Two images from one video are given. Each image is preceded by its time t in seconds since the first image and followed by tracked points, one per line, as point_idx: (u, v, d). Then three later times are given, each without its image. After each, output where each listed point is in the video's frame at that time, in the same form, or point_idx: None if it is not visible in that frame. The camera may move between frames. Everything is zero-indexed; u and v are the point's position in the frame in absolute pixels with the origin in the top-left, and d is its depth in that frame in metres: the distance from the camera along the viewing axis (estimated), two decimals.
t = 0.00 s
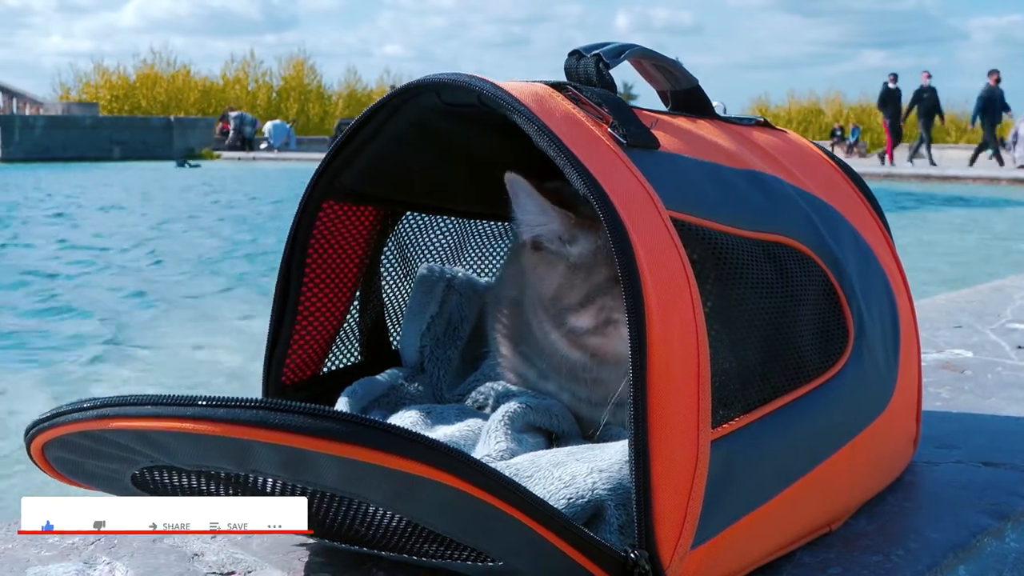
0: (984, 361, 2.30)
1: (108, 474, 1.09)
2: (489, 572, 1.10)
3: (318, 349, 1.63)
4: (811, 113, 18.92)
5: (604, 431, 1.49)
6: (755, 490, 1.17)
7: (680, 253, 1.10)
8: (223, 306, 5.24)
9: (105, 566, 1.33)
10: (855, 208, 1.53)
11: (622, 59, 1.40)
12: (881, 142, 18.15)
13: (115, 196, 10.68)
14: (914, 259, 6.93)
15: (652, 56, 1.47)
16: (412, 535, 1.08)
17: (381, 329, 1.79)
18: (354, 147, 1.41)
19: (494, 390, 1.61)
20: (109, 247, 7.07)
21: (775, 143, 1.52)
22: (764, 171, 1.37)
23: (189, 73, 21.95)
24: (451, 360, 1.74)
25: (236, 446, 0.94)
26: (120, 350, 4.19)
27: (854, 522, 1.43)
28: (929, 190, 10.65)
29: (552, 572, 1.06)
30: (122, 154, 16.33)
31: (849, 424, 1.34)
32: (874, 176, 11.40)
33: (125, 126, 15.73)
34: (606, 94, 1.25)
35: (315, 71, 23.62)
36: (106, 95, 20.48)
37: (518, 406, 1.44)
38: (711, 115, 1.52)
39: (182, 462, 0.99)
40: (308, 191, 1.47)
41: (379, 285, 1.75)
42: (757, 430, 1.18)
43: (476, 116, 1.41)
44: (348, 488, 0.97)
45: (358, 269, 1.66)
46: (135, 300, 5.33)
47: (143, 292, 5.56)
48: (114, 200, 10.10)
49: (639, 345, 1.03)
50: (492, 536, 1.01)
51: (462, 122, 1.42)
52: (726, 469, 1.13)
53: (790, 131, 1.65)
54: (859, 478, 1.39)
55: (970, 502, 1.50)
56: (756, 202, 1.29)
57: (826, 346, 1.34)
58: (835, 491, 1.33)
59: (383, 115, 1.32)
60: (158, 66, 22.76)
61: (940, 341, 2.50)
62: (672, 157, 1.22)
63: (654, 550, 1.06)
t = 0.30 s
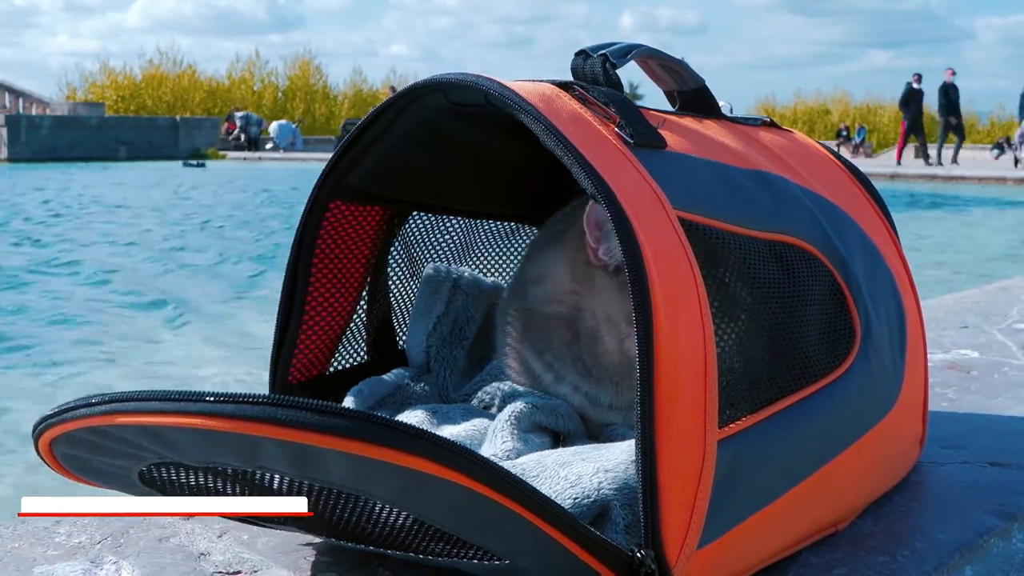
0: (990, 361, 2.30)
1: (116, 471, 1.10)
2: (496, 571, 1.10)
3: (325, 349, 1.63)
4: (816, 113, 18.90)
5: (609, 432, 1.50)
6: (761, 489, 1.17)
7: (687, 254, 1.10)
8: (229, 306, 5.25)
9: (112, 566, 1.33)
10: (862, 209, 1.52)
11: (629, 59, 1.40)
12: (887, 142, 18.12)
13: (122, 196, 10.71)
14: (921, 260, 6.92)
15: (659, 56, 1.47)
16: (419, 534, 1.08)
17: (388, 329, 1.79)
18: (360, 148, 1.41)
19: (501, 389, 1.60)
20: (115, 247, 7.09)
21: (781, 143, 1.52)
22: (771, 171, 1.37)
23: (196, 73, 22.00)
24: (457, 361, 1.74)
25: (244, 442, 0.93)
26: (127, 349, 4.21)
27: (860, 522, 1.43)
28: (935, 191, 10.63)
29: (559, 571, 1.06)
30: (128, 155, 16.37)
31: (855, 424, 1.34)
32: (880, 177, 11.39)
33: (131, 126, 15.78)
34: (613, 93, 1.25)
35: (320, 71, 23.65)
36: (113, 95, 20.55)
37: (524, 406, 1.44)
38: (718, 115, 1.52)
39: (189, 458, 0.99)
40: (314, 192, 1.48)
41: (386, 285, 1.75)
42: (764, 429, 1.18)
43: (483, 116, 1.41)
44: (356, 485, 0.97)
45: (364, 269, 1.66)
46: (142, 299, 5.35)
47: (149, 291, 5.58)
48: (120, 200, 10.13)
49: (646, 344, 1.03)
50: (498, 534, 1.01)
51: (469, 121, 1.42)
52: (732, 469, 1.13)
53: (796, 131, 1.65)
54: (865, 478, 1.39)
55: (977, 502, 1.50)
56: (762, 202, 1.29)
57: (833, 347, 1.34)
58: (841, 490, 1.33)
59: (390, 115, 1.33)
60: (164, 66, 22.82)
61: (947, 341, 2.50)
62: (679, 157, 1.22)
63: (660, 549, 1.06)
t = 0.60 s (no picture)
0: (996, 361, 2.29)
1: (124, 462, 1.09)
2: (502, 569, 1.10)
3: (331, 348, 1.63)
4: (821, 112, 18.88)
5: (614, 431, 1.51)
6: (768, 490, 1.17)
7: (693, 252, 1.10)
8: (234, 305, 5.26)
9: (118, 565, 1.33)
10: (867, 209, 1.52)
11: (634, 59, 1.40)
12: (892, 142, 18.09)
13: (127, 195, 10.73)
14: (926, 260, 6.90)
15: (664, 57, 1.47)
16: (425, 531, 1.08)
17: (394, 329, 1.79)
18: (366, 148, 1.42)
19: (506, 390, 1.61)
20: (121, 246, 7.10)
21: (787, 143, 1.52)
22: (777, 171, 1.37)
23: (201, 73, 22.04)
24: (462, 361, 1.74)
25: (253, 434, 0.93)
26: (134, 348, 4.22)
27: (866, 523, 1.43)
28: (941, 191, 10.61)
29: (565, 569, 1.06)
30: (134, 154, 16.41)
31: (861, 425, 1.33)
32: (885, 176, 11.39)
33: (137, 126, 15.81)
34: (619, 94, 1.25)
35: (326, 71, 23.67)
36: (119, 95, 20.60)
37: (529, 406, 1.44)
38: (723, 115, 1.52)
39: (198, 448, 0.99)
40: (320, 192, 1.49)
41: (392, 284, 1.75)
42: (770, 429, 1.18)
43: (490, 116, 1.41)
44: (363, 479, 0.97)
45: (370, 267, 1.66)
46: (147, 299, 5.36)
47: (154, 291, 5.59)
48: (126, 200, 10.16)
49: (652, 343, 1.03)
50: (504, 530, 1.01)
51: (476, 121, 1.42)
52: (738, 469, 1.13)
53: (801, 131, 1.65)
54: (870, 478, 1.38)
55: (982, 503, 1.50)
56: (768, 202, 1.29)
57: (839, 347, 1.34)
58: (847, 490, 1.33)
59: (396, 115, 1.33)
60: (170, 66, 22.87)
61: (952, 342, 2.50)
62: (685, 156, 1.22)
63: (666, 549, 1.06)
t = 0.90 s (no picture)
0: (1002, 362, 2.29)
1: (134, 450, 1.08)
2: (509, 565, 1.10)
3: (338, 347, 1.63)
4: (827, 113, 18.86)
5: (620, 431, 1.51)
6: (774, 489, 1.17)
7: (700, 250, 1.10)
8: (240, 305, 5.27)
9: (124, 565, 1.33)
10: (874, 208, 1.52)
11: (642, 59, 1.40)
12: (898, 143, 18.06)
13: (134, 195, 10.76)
14: (934, 262, 6.89)
15: (672, 57, 1.47)
16: (433, 524, 1.08)
17: (400, 329, 1.79)
18: (375, 147, 1.42)
19: (512, 389, 1.60)
20: (128, 246, 7.13)
21: (794, 142, 1.52)
22: (784, 171, 1.37)
23: (208, 74, 22.10)
24: (468, 360, 1.74)
25: (265, 418, 0.93)
26: (140, 348, 4.23)
27: (872, 523, 1.43)
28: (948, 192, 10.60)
29: (573, 565, 1.06)
30: (140, 155, 16.45)
31: (868, 425, 1.33)
32: (891, 177, 11.39)
33: (143, 126, 15.86)
34: (627, 93, 1.25)
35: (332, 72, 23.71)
36: (125, 95, 20.67)
37: (535, 406, 1.44)
38: (730, 115, 1.52)
39: (209, 434, 0.98)
40: (328, 191, 1.49)
41: (398, 283, 1.75)
42: (778, 428, 1.18)
43: (497, 116, 1.41)
44: (373, 467, 0.97)
45: (378, 265, 1.66)
46: (154, 298, 5.38)
47: (161, 290, 5.61)
48: (132, 200, 10.19)
49: (659, 340, 1.03)
50: (512, 522, 1.01)
51: (483, 121, 1.42)
52: (745, 468, 1.13)
53: (808, 131, 1.65)
54: (877, 478, 1.38)
55: (989, 503, 1.50)
56: (776, 201, 1.29)
57: (847, 346, 1.34)
58: (853, 491, 1.32)
59: (403, 114, 1.33)
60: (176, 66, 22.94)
61: (959, 342, 2.49)
62: (693, 155, 1.23)
63: (673, 548, 1.06)
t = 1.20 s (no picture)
0: (1009, 363, 2.28)
1: (139, 452, 1.08)
2: (515, 565, 1.10)
3: (343, 347, 1.64)
4: (832, 113, 18.83)
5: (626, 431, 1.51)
6: (780, 489, 1.17)
7: (705, 252, 1.10)
8: (245, 305, 5.28)
9: (130, 564, 1.34)
10: (880, 209, 1.52)
11: (647, 59, 1.40)
12: (904, 142, 18.03)
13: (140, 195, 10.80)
14: (940, 262, 6.87)
15: (677, 56, 1.47)
16: (438, 525, 1.08)
17: (405, 328, 1.79)
18: (380, 147, 1.42)
19: (518, 390, 1.60)
20: (134, 245, 7.15)
21: (799, 143, 1.51)
22: (790, 171, 1.37)
23: (213, 74, 22.16)
24: (473, 361, 1.74)
25: (269, 421, 0.93)
26: (145, 347, 4.24)
27: (877, 524, 1.43)
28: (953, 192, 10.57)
29: (577, 566, 1.06)
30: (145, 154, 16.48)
31: (874, 425, 1.33)
32: (896, 177, 11.38)
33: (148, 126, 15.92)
34: (632, 93, 1.25)
35: (337, 72, 23.74)
36: (131, 95, 20.74)
37: (541, 406, 1.44)
38: (735, 116, 1.52)
39: (214, 437, 0.98)
40: (332, 191, 1.49)
41: (403, 284, 1.75)
42: (784, 429, 1.18)
43: (503, 117, 1.41)
44: (378, 470, 0.97)
45: (383, 265, 1.66)
46: (159, 298, 5.39)
47: (166, 290, 5.63)
48: (138, 200, 10.22)
49: (665, 343, 1.03)
50: (516, 524, 1.01)
51: (488, 122, 1.42)
52: (750, 469, 1.13)
53: (814, 131, 1.65)
54: (882, 479, 1.38)
55: (995, 504, 1.50)
56: (782, 201, 1.29)
57: (853, 347, 1.34)
58: (858, 491, 1.32)
59: (408, 115, 1.33)
60: (182, 66, 23.01)
61: (965, 343, 2.49)
62: (699, 156, 1.23)
63: (678, 549, 1.06)
